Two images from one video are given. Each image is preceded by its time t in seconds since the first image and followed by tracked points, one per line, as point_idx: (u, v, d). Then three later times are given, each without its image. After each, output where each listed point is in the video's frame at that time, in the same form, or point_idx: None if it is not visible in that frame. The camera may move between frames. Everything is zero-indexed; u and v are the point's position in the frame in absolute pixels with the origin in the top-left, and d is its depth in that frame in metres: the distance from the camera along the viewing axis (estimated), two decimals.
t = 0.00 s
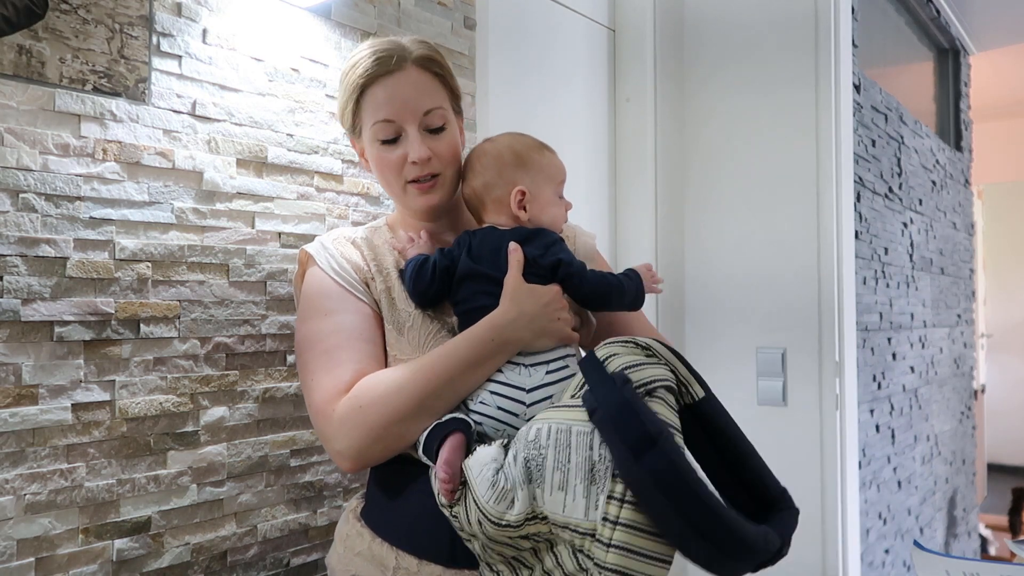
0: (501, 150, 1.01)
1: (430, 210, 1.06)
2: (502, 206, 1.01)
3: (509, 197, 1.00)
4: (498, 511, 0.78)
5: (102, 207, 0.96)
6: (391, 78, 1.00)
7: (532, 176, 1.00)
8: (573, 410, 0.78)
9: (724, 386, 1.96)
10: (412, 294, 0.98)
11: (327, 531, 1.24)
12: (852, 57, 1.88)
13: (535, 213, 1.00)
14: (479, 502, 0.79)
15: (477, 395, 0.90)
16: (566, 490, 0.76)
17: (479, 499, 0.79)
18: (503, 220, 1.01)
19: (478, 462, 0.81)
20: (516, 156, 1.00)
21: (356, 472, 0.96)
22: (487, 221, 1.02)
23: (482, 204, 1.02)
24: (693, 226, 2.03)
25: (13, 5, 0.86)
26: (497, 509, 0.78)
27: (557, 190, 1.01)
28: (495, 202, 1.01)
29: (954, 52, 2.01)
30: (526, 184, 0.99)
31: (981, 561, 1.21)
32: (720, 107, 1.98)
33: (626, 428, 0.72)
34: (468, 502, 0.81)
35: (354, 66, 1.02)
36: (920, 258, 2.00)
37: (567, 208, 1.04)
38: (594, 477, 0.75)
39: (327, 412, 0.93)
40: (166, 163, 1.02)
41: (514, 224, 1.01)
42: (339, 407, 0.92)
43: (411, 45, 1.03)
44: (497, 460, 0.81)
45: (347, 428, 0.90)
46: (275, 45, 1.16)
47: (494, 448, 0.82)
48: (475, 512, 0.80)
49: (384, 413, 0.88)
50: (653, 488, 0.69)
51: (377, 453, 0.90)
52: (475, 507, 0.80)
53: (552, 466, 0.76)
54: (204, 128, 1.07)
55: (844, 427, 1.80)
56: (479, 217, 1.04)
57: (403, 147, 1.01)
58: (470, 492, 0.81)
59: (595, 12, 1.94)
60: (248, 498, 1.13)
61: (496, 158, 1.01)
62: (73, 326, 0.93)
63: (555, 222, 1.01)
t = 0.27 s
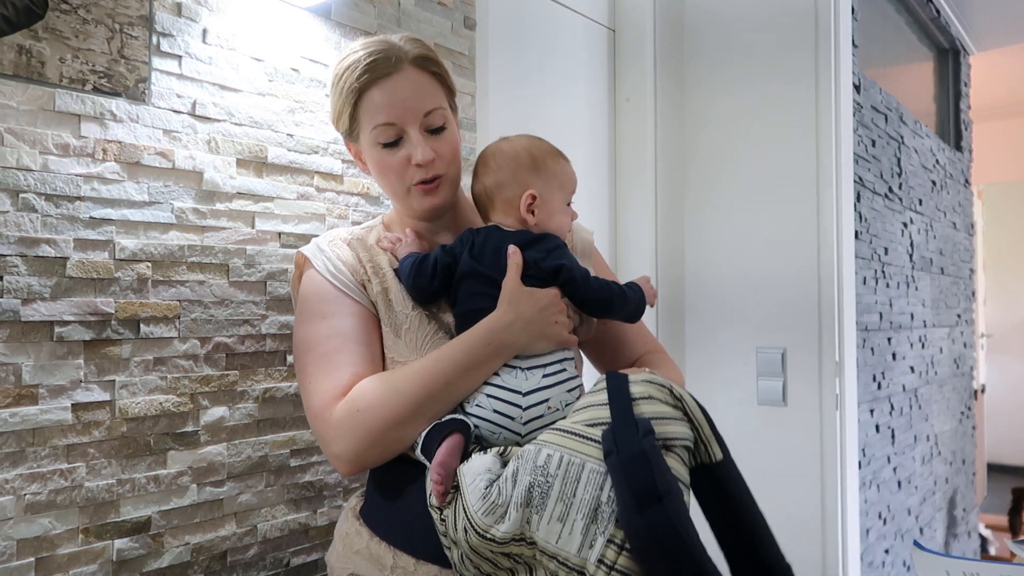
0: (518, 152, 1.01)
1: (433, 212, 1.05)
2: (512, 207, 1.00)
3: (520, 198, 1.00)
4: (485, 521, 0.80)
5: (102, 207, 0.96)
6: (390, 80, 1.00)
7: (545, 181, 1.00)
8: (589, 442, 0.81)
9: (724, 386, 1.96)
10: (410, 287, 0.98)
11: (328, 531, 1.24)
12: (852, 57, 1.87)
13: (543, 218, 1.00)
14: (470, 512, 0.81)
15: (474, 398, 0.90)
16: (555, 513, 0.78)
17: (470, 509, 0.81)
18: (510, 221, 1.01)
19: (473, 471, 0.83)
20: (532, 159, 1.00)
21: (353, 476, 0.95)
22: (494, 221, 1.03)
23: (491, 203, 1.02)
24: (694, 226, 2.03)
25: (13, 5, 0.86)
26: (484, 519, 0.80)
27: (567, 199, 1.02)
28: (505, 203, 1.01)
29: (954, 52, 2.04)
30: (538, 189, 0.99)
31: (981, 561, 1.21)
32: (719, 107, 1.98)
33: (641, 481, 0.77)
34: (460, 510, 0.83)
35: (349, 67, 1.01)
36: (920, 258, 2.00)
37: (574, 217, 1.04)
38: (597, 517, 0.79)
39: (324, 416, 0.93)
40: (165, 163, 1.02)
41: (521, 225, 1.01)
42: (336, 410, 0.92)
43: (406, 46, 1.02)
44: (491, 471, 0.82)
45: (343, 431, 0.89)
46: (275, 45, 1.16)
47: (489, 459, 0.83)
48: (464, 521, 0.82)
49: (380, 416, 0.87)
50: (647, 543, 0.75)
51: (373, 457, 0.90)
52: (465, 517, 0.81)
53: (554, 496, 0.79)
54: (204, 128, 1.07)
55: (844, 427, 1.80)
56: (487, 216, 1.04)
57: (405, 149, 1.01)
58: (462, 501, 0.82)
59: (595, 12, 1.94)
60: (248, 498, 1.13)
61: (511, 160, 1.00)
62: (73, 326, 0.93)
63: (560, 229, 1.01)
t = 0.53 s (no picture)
0: (511, 151, 1.00)
1: (429, 211, 1.05)
2: (505, 207, 1.00)
3: (513, 198, 0.99)
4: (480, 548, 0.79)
5: (102, 207, 0.96)
6: (387, 78, 0.99)
7: (537, 180, 0.99)
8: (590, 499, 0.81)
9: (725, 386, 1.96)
10: (408, 292, 0.97)
11: (328, 531, 1.24)
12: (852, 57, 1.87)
13: (536, 218, 0.99)
14: (465, 538, 0.80)
15: (474, 403, 0.90)
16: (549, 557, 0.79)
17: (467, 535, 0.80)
18: (503, 221, 1.00)
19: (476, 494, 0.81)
20: (526, 158, 0.99)
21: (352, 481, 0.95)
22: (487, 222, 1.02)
23: (485, 203, 1.02)
24: (694, 226, 2.03)
25: (13, 5, 0.86)
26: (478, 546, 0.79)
27: (559, 197, 1.01)
28: (498, 202, 1.00)
29: (954, 52, 2.03)
30: (532, 188, 0.98)
31: (982, 561, 1.21)
32: (720, 107, 1.98)
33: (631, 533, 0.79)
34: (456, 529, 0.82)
35: (345, 65, 1.00)
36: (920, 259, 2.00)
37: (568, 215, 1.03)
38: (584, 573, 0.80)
39: (322, 420, 0.93)
40: (165, 163, 1.02)
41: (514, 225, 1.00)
42: (334, 415, 0.92)
43: (402, 44, 1.02)
44: (495, 502, 0.80)
45: (342, 436, 0.90)
46: (275, 45, 1.16)
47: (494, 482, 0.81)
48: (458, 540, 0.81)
49: (380, 422, 0.88)
50: None
51: (372, 462, 0.90)
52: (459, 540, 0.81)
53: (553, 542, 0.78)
54: (204, 128, 1.07)
55: (844, 427, 1.80)
56: (481, 217, 1.03)
57: (403, 148, 1.00)
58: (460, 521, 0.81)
59: (595, 12, 1.94)
60: (248, 498, 1.13)
61: (504, 159, 0.99)
62: (73, 326, 0.93)
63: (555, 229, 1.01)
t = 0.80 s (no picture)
0: (503, 149, 0.99)
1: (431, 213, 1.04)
2: (500, 206, 0.99)
3: (507, 197, 0.98)
4: None
5: (102, 207, 0.96)
6: (384, 80, 0.99)
7: (531, 177, 0.98)
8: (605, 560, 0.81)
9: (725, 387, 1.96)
10: (409, 299, 0.98)
11: (327, 531, 1.24)
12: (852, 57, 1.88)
13: (532, 215, 0.99)
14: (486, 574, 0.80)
15: (478, 408, 0.90)
16: None
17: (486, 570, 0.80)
18: (499, 221, 1.00)
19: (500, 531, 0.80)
20: (518, 155, 0.99)
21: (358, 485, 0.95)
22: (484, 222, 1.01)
23: (480, 203, 1.01)
24: (694, 226, 2.03)
25: (13, 5, 0.86)
26: None
27: (557, 192, 1.00)
28: (493, 202, 1.00)
29: (954, 52, 2.01)
30: (526, 186, 0.98)
31: (981, 561, 1.21)
32: (720, 107, 1.98)
33: None
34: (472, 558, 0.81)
35: (342, 68, 0.99)
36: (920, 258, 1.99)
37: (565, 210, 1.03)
38: None
39: (324, 425, 0.93)
40: (166, 163, 1.02)
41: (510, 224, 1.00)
42: (337, 420, 0.92)
43: (400, 45, 1.01)
44: (517, 542, 0.80)
45: (345, 442, 0.90)
46: (275, 45, 1.16)
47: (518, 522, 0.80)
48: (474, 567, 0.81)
49: (381, 428, 0.88)
50: None
51: (375, 467, 0.90)
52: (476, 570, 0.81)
53: None
54: (204, 128, 1.07)
55: (844, 427, 1.80)
56: (478, 217, 1.03)
57: (402, 151, 0.99)
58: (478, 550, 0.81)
59: (595, 12, 1.94)
60: (248, 498, 1.13)
61: (495, 157, 0.99)
62: (73, 326, 0.93)
63: (553, 224, 1.00)
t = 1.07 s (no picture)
0: (509, 148, 0.99)
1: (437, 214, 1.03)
2: (506, 206, 0.99)
3: (514, 197, 0.98)
4: None
5: (102, 207, 0.96)
6: (390, 79, 0.98)
7: (537, 177, 0.98)
8: None
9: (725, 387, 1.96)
10: (412, 299, 0.98)
11: (327, 531, 1.24)
12: (852, 57, 1.88)
13: (538, 215, 0.98)
14: None
15: (481, 410, 0.90)
16: None
17: None
18: (505, 221, 1.00)
19: (506, 542, 0.82)
20: (525, 155, 0.98)
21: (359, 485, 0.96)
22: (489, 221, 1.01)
23: (486, 202, 1.01)
24: (694, 226, 2.03)
25: (13, 5, 0.86)
26: None
27: (564, 192, 1.00)
28: (499, 202, 0.99)
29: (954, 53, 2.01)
30: (532, 186, 0.97)
31: (981, 561, 1.21)
32: (720, 107, 1.98)
33: None
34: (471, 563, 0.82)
35: (348, 68, 0.99)
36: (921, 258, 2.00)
37: (572, 209, 1.02)
38: None
39: (327, 425, 0.93)
40: (166, 163, 1.02)
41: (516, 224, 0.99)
42: (339, 421, 0.92)
43: (407, 43, 1.00)
44: (520, 557, 0.82)
45: (347, 442, 0.90)
46: (275, 45, 1.16)
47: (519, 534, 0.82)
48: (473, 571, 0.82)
49: (384, 429, 0.88)
50: None
51: (377, 468, 0.90)
52: None
53: None
54: (204, 128, 1.07)
55: (844, 427, 1.80)
56: (484, 215, 1.03)
57: (408, 151, 0.99)
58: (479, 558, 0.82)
59: (595, 12, 1.94)
60: (248, 498, 1.13)
61: (501, 157, 0.99)
62: (73, 326, 0.93)
63: (559, 224, 0.99)
